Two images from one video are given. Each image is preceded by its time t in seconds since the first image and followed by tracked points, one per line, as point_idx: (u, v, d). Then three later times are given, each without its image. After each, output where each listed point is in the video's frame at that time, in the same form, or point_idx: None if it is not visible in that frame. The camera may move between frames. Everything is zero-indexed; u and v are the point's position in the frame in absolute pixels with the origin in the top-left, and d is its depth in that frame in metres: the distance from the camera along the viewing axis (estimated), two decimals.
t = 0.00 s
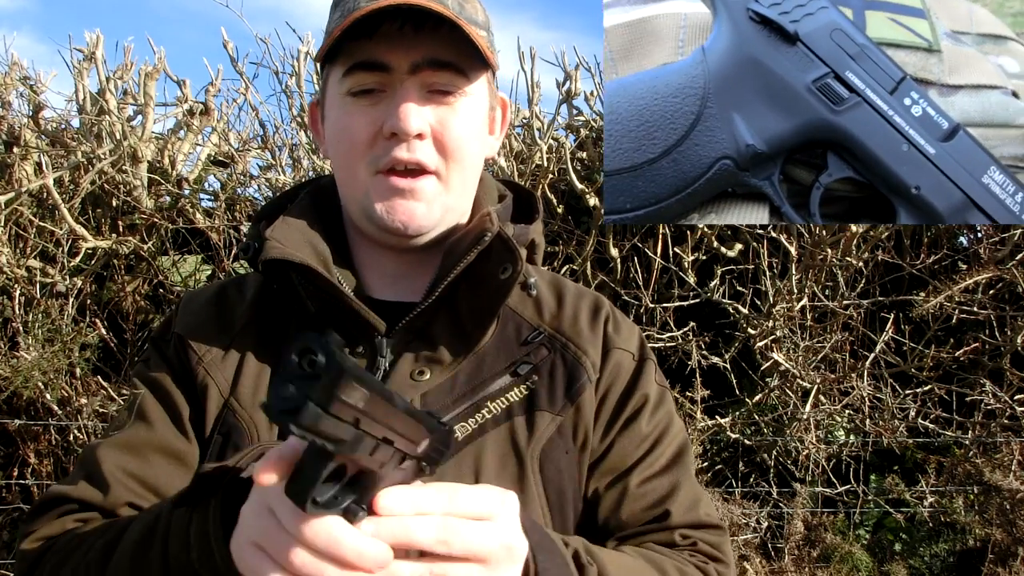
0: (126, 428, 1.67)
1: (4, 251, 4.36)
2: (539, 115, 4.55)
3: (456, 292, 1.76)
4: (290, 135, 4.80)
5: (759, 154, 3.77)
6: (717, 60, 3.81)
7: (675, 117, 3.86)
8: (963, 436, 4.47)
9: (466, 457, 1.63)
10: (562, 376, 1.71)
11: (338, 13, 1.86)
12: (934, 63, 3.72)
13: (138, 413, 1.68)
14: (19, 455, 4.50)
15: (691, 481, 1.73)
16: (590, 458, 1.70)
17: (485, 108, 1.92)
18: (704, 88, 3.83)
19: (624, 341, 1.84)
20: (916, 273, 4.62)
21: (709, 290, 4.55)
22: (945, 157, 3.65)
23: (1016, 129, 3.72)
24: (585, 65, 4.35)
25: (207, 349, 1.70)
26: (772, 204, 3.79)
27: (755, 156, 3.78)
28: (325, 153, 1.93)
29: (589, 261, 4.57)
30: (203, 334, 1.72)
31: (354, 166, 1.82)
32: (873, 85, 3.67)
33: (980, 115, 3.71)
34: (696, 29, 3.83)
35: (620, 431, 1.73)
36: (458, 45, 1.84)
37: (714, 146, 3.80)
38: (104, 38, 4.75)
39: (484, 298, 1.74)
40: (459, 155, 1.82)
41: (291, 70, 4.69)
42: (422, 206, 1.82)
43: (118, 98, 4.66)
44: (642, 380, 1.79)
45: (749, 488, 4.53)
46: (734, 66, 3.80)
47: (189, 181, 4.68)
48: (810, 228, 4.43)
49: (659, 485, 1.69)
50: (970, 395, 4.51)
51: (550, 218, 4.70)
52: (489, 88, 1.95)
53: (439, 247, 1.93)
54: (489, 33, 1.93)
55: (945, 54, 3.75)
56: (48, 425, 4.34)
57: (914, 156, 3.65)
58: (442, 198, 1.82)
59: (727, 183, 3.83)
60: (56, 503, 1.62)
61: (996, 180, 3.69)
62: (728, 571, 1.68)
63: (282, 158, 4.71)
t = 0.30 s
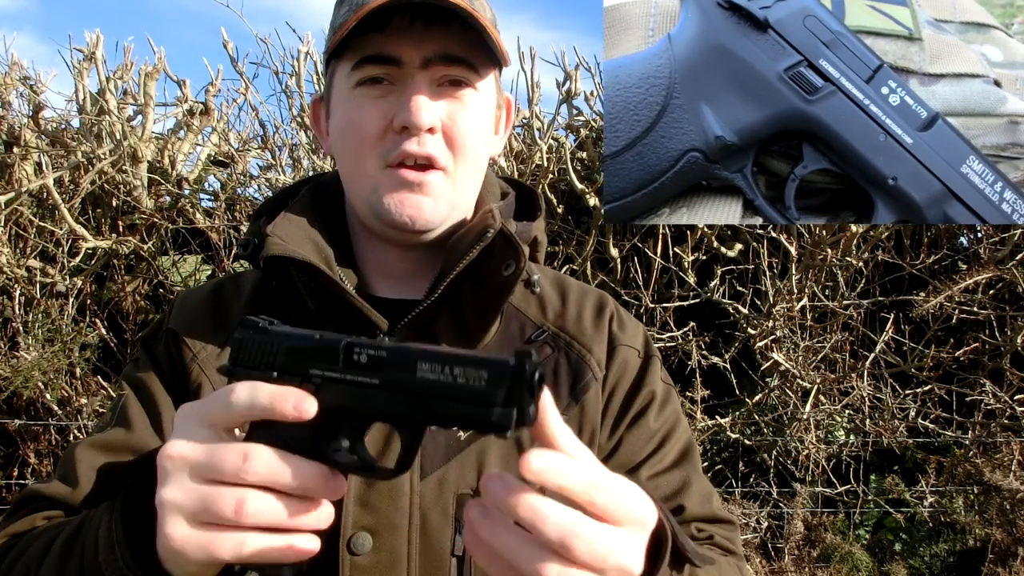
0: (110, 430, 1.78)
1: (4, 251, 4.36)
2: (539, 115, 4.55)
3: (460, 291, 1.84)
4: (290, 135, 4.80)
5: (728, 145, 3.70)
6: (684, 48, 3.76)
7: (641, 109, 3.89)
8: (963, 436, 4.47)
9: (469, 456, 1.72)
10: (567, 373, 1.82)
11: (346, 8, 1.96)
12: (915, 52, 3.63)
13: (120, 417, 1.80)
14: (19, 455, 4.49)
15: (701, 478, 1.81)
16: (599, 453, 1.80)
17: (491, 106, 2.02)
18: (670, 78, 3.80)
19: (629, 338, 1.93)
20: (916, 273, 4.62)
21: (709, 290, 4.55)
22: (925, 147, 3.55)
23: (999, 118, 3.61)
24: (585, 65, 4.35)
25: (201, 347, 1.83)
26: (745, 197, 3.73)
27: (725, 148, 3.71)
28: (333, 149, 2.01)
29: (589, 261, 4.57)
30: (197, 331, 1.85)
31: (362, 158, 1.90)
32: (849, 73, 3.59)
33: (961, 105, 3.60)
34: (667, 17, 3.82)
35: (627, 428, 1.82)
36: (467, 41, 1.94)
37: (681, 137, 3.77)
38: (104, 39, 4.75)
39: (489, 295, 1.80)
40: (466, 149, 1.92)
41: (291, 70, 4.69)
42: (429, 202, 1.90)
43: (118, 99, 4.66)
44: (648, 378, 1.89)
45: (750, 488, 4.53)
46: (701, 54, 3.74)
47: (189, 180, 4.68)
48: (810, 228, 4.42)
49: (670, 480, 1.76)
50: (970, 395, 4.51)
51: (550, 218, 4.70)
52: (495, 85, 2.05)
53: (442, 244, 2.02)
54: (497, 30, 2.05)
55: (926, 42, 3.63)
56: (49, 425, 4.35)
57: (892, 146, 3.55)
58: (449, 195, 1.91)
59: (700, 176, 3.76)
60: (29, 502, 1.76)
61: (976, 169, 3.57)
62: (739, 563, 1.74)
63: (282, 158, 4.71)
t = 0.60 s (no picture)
0: (113, 425, 1.79)
1: (4, 251, 4.36)
2: (539, 115, 4.55)
3: (461, 292, 1.89)
4: (290, 135, 4.80)
5: (700, 136, 3.69)
6: (653, 36, 3.76)
7: (610, 98, 3.88)
8: (963, 436, 4.47)
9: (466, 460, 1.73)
10: (567, 379, 1.81)
11: (354, 6, 1.96)
12: (899, 40, 3.67)
13: (124, 412, 1.80)
14: (19, 455, 4.49)
15: (692, 485, 1.82)
16: (590, 456, 1.80)
17: (500, 106, 2.02)
18: (638, 68, 3.80)
19: (628, 341, 1.96)
20: (916, 273, 4.62)
21: (709, 290, 4.55)
22: (906, 136, 3.58)
23: (983, 108, 3.67)
24: (585, 65, 4.35)
25: (206, 345, 1.85)
26: (719, 191, 3.75)
27: (697, 139, 3.70)
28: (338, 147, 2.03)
29: (589, 261, 4.57)
30: (203, 330, 1.87)
31: (367, 157, 1.91)
32: (826, 61, 3.61)
33: (947, 94, 3.65)
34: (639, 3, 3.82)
35: (619, 431, 1.83)
36: (475, 41, 1.94)
37: (650, 129, 3.78)
38: (104, 38, 4.74)
39: (490, 294, 1.86)
40: (474, 149, 1.92)
41: (291, 70, 4.68)
42: (436, 200, 1.91)
43: (118, 99, 4.66)
44: (644, 381, 1.91)
45: (749, 488, 4.54)
46: (670, 43, 3.72)
47: (189, 180, 4.68)
48: (810, 228, 4.42)
49: (657, 485, 1.77)
50: (970, 395, 4.51)
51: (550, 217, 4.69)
52: (504, 86, 2.05)
53: (445, 244, 2.04)
54: (506, 30, 2.05)
55: (911, 31, 3.68)
56: (49, 425, 4.36)
57: (872, 136, 3.58)
58: (456, 193, 1.92)
59: (673, 169, 3.77)
60: (29, 495, 1.78)
61: (959, 159, 3.59)
62: None
63: (282, 158, 4.71)
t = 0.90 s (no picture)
0: (114, 424, 1.79)
1: (4, 251, 4.36)
2: (539, 115, 4.55)
3: (462, 294, 1.89)
4: (290, 135, 4.80)
5: (675, 132, 3.75)
6: (628, 31, 3.88)
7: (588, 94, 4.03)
8: (963, 436, 4.47)
9: (467, 462, 1.73)
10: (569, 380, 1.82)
11: (357, 6, 1.96)
12: (886, 34, 3.67)
13: (125, 411, 1.81)
14: (19, 455, 4.49)
15: (695, 490, 1.82)
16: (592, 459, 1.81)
17: (502, 106, 2.03)
18: (613, 63, 3.92)
19: (631, 344, 1.96)
20: (916, 273, 4.62)
21: (709, 290, 4.55)
22: (889, 131, 3.59)
23: (971, 103, 3.65)
24: (584, 65, 4.35)
25: (207, 344, 1.84)
26: (699, 188, 3.78)
27: (672, 135, 3.76)
28: (340, 147, 2.03)
29: (589, 261, 4.58)
30: (204, 328, 1.87)
31: (369, 158, 1.91)
32: (807, 54, 3.63)
33: (934, 88, 3.64)
34: None
35: (622, 434, 1.84)
36: (477, 40, 1.94)
37: (625, 125, 3.89)
38: (104, 38, 4.74)
39: (491, 295, 1.87)
40: (476, 150, 1.93)
41: (291, 70, 4.68)
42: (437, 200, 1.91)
43: (118, 99, 4.66)
44: (647, 384, 1.91)
45: (750, 488, 4.54)
46: (645, 37, 3.84)
47: (189, 180, 4.68)
48: (810, 228, 4.42)
49: (660, 490, 1.78)
50: (970, 395, 4.51)
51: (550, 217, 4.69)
52: (506, 86, 2.05)
53: (446, 245, 2.04)
54: (509, 30, 2.05)
55: (898, 24, 3.69)
56: (49, 425, 4.35)
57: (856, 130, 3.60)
58: (456, 194, 1.92)
59: (650, 166, 3.84)
60: (30, 493, 1.79)
61: (944, 155, 3.58)
62: None
63: (282, 158, 4.71)
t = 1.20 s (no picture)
0: (115, 425, 1.79)
1: (4, 251, 4.36)
2: (539, 115, 4.55)
3: (465, 294, 1.90)
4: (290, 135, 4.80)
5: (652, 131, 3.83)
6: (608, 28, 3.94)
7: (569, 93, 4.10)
8: (963, 437, 4.47)
9: (469, 462, 1.73)
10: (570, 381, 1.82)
11: (361, 8, 1.97)
12: (874, 32, 3.68)
13: (128, 411, 1.81)
14: (19, 455, 4.49)
15: (696, 490, 1.82)
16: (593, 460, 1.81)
17: (505, 108, 2.02)
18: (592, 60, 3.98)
19: (632, 345, 1.96)
20: (916, 273, 4.62)
21: (709, 290, 4.55)
22: (873, 131, 3.60)
23: (959, 102, 3.66)
24: (585, 65, 4.35)
25: (209, 345, 1.84)
26: (680, 189, 3.82)
27: (649, 135, 3.83)
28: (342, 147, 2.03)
29: (589, 261, 4.58)
30: (204, 329, 1.86)
31: (370, 158, 1.91)
32: (790, 53, 3.65)
33: (921, 88, 3.65)
34: None
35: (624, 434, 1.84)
36: (481, 43, 1.94)
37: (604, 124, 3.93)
38: (104, 38, 4.74)
39: (493, 298, 1.86)
40: (479, 151, 1.92)
41: (291, 70, 4.68)
42: (439, 200, 1.91)
43: (118, 99, 4.66)
44: (647, 386, 1.91)
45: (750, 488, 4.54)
46: (625, 34, 3.90)
47: (189, 180, 4.68)
48: (810, 228, 4.43)
49: (662, 490, 1.78)
50: (970, 395, 4.51)
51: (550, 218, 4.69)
52: (509, 88, 2.05)
53: (449, 247, 2.04)
54: (512, 33, 2.05)
55: (886, 23, 3.70)
56: (48, 425, 4.35)
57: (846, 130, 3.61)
58: (459, 195, 1.93)
59: (632, 167, 3.87)
60: (31, 493, 1.79)
61: (931, 154, 3.59)
62: None
63: (282, 158, 4.71)
